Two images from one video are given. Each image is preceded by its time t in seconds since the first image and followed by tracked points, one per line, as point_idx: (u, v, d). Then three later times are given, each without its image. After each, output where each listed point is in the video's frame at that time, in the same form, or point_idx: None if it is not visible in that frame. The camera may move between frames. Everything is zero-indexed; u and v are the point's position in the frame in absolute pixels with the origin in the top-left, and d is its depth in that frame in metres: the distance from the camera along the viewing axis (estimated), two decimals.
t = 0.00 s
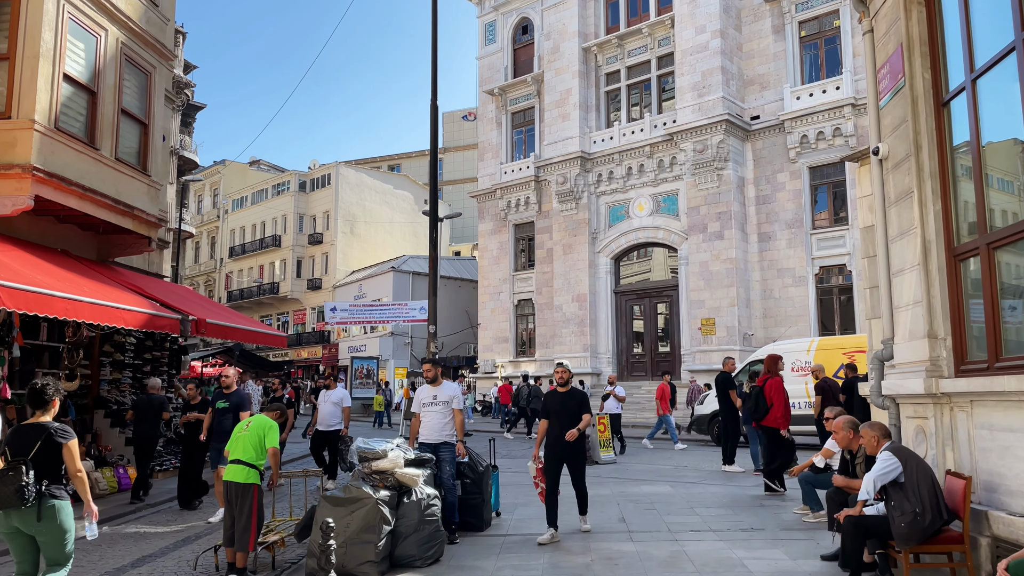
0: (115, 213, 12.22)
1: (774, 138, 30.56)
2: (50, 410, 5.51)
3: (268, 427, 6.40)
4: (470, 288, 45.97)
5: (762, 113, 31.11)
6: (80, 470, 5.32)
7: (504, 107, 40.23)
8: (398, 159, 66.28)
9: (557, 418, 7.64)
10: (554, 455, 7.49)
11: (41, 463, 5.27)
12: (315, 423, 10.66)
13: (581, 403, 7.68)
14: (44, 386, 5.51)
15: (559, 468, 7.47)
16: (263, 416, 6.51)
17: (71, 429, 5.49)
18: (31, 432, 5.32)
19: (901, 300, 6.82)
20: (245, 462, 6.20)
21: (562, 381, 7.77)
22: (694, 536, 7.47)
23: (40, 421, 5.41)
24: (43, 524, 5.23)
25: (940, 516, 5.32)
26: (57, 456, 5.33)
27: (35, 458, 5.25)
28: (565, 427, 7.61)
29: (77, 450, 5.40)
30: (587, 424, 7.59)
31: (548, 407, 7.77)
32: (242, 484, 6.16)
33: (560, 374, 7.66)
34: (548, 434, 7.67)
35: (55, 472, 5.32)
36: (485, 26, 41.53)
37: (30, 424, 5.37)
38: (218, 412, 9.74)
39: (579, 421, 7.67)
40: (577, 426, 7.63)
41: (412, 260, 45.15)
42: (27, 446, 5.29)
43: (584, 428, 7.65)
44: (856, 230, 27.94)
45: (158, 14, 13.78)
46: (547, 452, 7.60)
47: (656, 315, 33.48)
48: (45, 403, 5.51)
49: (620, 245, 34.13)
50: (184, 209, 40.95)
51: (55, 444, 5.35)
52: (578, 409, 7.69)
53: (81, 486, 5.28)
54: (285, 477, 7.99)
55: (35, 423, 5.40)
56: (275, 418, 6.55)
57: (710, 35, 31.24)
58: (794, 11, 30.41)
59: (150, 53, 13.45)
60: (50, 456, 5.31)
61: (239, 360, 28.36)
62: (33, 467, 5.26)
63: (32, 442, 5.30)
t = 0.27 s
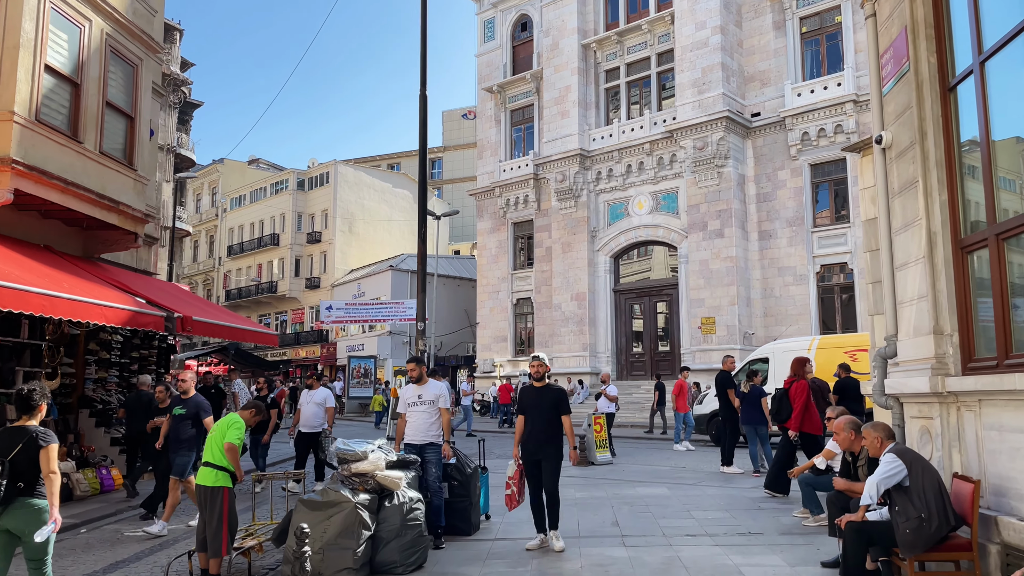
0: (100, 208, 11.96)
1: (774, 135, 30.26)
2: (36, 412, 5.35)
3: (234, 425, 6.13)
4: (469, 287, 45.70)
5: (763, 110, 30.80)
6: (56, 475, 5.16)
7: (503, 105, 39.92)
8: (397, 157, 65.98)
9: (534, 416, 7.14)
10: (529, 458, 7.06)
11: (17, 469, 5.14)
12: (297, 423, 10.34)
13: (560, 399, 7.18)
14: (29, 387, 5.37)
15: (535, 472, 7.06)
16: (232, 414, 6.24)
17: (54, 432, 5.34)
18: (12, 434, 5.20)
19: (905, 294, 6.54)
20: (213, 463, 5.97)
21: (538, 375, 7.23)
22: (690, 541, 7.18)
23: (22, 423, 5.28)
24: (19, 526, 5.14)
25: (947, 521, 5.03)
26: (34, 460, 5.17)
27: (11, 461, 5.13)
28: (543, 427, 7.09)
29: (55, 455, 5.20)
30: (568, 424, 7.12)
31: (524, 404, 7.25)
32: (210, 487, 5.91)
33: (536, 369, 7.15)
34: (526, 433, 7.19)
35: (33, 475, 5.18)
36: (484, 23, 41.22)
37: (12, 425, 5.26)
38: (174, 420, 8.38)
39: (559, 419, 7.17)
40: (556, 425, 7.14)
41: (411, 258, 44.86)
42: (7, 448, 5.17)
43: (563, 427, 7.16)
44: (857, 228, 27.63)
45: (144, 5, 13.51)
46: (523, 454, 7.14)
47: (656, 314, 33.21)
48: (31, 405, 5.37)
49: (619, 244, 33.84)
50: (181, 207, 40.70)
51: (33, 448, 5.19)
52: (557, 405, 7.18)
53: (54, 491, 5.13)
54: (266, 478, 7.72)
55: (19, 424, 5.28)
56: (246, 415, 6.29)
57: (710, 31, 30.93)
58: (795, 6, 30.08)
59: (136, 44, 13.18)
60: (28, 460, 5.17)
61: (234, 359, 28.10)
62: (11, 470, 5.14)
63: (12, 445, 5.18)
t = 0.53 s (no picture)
0: (84, 205, 11.71)
1: (775, 133, 29.96)
2: (31, 413, 5.62)
3: (204, 431, 5.91)
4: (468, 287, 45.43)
5: (763, 108, 30.50)
6: (50, 476, 5.43)
7: (502, 103, 39.62)
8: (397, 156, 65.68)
9: (511, 430, 6.65)
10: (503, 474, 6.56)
11: (13, 466, 5.45)
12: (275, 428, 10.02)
13: (540, 413, 6.71)
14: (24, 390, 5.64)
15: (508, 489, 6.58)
16: (203, 419, 6.04)
17: (49, 434, 5.64)
18: (8, 434, 5.49)
19: (910, 294, 6.25)
20: (182, 472, 5.76)
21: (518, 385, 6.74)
22: (684, 551, 6.89)
23: (19, 424, 5.56)
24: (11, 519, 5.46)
25: (955, 534, 4.75)
26: (28, 461, 5.46)
27: (8, 459, 5.44)
28: (522, 441, 6.60)
29: (48, 457, 5.50)
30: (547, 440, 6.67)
31: (501, 415, 6.80)
32: (179, 497, 5.71)
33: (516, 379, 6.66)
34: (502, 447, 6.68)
35: (26, 475, 5.48)
36: (483, 21, 40.93)
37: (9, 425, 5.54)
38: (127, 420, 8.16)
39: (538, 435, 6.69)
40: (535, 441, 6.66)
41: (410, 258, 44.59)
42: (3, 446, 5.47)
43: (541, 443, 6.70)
44: (859, 227, 27.32)
45: None
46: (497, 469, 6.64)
47: (655, 314, 32.93)
48: (27, 406, 5.64)
49: (619, 243, 33.56)
50: (178, 206, 40.48)
51: (28, 450, 5.48)
52: (536, 420, 6.70)
53: (48, 492, 5.40)
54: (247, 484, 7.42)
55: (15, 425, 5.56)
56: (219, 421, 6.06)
57: (710, 28, 30.63)
58: (796, 3, 29.77)
59: (122, 39, 12.93)
60: (23, 459, 5.47)
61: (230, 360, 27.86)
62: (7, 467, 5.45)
63: (8, 444, 5.48)
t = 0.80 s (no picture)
0: (67, 200, 11.43)
1: (775, 130, 29.66)
2: (13, 415, 5.69)
3: (172, 430, 5.59)
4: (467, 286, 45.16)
5: (763, 105, 30.21)
6: (39, 477, 5.70)
7: (500, 101, 39.34)
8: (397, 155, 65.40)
9: (480, 426, 6.29)
10: (468, 472, 6.14)
11: None
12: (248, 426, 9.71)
13: (511, 410, 6.29)
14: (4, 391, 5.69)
15: (473, 490, 6.13)
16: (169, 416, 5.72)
17: (32, 436, 5.76)
18: None
19: (912, 288, 5.99)
20: (148, 475, 5.51)
21: (489, 377, 6.41)
22: (679, 557, 6.59)
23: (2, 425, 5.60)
24: None
25: (961, 541, 4.46)
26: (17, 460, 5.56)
27: None
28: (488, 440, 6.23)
29: (38, 457, 5.68)
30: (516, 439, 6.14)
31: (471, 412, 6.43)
32: (145, 500, 5.45)
33: (484, 370, 6.29)
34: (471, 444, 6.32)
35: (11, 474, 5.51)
36: (481, 18, 40.68)
37: None
38: (64, 428, 7.68)
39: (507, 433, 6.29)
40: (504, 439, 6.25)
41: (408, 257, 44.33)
42: None
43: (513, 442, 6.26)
44: (860, 225, 27.03)
45: None
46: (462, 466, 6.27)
47: (655, 313, 32.65)
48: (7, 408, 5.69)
49: (618, 241, 33.28)
50: (175, 204, 40.21)
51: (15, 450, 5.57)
52: (506, 416, 6.30)
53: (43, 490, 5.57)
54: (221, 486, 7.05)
55: None
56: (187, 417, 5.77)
57: (710, 24, 30.33)
58: None
59: (108, 29, 12.67)
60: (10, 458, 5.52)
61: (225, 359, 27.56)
62: None
63: None
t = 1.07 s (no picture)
0: (48, 197, 11.14)
1: (776, 128, 29.36)
2: None
3: (134, 438, 5.28)
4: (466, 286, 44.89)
5: (764, 103, 29.91)
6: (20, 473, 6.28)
7: (499, 99, 39.07)
8: (396, 154, 65.12)
9: (430, 441, 5.78)
10: (418, 493, 5.58)
11: None
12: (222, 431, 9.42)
13: (464, 422, 5.82)
14: None
15: (424, 513, 5.57)
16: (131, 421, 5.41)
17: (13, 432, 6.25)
18: None
19: (915, 287, 5.70)
20: (110, 484, 5.21)
21: (441, 389, 5.91)
22: (670, 568, 6.30)
23: None
24: None
25: (969, 557, 4.17)
26: None
27: None
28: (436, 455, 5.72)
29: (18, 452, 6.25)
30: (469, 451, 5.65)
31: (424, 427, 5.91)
32: (106, 511, 5.17)
33: (435, 381, 5.80)
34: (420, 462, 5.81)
35: None
36: (479, 16, 40.43)
37: None
38: None
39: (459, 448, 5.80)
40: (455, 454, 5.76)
41: (407, 256, 44.07)
42: None
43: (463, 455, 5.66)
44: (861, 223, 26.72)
45: None
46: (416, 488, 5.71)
47: (654, 313, 32.36)
48: None
49: (616, 240, 32.99)
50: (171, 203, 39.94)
51: None
52: (458, 429, 5.82)
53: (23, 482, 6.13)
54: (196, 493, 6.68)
55: None
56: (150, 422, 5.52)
57: (709, 21, 30.04)
58: None
59: (92, 23, 12.39)
60: None
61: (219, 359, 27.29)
62: None
63: None
